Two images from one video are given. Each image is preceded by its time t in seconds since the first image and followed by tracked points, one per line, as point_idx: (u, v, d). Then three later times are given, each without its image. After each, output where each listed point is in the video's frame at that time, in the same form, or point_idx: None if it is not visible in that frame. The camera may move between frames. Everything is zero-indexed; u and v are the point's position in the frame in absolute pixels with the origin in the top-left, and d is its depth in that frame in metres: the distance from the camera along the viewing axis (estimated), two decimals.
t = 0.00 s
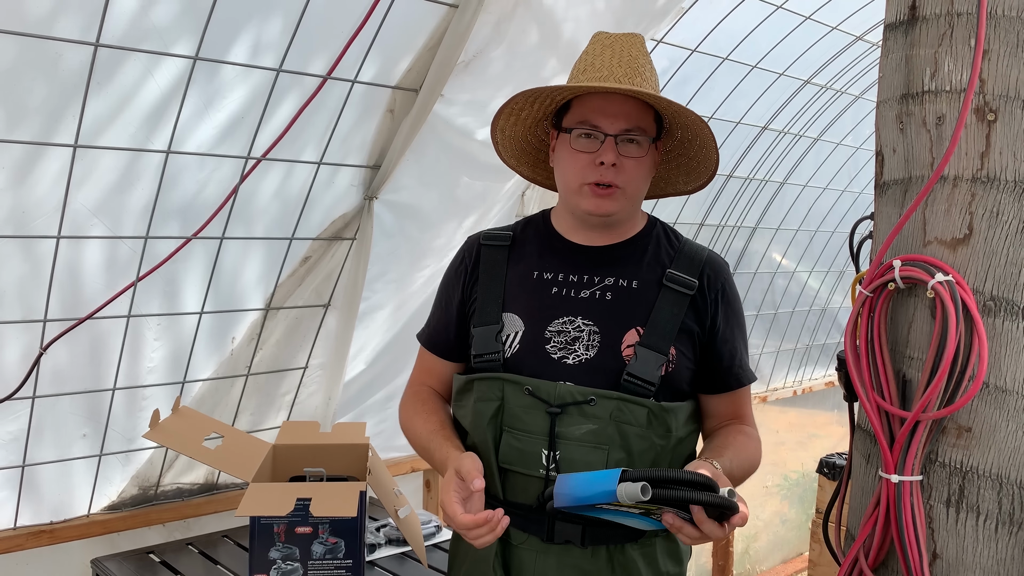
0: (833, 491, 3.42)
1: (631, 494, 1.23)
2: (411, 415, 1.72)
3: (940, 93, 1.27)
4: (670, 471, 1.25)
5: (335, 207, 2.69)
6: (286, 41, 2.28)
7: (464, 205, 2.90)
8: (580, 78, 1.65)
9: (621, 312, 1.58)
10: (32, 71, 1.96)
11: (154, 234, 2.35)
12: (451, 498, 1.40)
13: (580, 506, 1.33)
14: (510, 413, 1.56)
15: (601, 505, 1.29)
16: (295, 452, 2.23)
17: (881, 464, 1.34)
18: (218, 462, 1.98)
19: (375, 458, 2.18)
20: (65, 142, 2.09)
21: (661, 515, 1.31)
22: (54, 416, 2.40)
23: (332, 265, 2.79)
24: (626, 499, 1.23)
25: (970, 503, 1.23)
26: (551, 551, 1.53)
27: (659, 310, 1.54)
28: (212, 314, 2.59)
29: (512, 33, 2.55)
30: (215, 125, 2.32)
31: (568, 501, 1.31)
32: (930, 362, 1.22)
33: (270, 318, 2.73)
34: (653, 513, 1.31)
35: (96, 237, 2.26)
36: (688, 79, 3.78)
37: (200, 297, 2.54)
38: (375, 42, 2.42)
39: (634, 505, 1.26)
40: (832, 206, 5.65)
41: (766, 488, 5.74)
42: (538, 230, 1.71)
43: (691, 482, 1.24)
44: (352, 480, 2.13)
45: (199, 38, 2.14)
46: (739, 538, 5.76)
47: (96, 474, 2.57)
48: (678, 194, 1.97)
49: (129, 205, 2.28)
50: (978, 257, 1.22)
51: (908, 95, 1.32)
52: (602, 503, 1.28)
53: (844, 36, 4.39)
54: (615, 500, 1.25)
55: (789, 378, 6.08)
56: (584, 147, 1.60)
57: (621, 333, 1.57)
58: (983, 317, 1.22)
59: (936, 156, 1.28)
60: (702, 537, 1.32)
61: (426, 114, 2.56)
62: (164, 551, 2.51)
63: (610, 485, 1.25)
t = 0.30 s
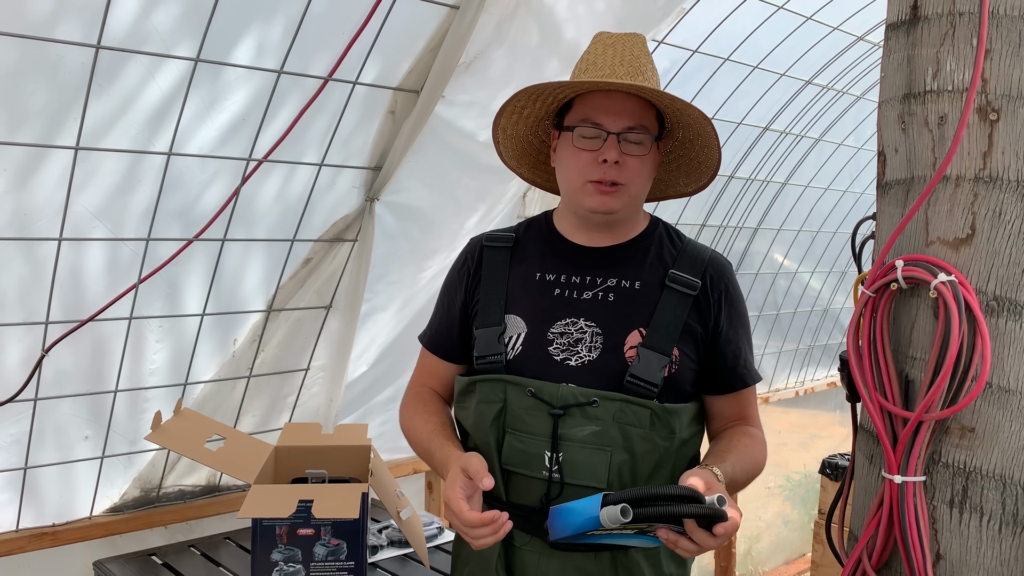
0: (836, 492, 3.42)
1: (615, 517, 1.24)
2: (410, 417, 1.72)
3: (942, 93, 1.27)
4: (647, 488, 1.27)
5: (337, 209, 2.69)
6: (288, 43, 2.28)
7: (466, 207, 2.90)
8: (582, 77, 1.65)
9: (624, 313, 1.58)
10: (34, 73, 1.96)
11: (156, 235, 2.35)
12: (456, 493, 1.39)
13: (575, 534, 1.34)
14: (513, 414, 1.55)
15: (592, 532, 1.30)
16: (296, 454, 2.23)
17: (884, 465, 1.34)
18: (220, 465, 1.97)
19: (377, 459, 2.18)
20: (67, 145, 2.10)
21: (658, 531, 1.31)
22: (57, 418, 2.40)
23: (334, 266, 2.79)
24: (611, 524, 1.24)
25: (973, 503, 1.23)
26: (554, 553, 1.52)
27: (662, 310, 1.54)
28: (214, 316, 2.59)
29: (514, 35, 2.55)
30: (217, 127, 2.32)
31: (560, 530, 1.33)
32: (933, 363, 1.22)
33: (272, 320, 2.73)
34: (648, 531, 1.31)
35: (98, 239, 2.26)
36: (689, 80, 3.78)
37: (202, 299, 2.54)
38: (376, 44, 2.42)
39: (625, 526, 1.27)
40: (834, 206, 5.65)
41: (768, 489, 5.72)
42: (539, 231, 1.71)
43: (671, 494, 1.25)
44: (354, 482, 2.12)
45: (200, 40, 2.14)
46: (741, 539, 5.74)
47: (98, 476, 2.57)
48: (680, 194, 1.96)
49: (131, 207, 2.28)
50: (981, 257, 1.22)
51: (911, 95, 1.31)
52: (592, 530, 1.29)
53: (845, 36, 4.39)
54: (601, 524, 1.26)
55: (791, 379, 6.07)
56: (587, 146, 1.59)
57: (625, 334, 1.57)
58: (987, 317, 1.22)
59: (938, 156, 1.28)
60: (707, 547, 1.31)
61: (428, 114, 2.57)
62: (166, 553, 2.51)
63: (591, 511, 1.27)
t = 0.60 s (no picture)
0: (839, 491, 3.42)
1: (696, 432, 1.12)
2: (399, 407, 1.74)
3: (947, 92, 1.27)
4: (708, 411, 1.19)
5: (340, 209, 2.69)
6: (292, 43, 2.28)
7: (469, 207, 2.90)
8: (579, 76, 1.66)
9: (627, 311, 1.58)
10: (38, 73, 1.97)
11: (160, 235, 2.36)
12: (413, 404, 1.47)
13: (634, 467, 1.22)
14: (518, 411, 1.56)
15: (654, 463, 1.21)
16: (300, 453, 2.23)
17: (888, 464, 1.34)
18: (224, 465, 1.97)
19: (380, 459, 2.18)
20: (71, 144, 2.10)
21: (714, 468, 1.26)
22: (60, 417, 2.40)
23: (337, 266, 2.79)
24: (689, 440, 1.12)
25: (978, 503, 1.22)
26: (558, 550, 1.52)
27: (665, 308, 1.54)
28: (217, 315, 2.60)
29: (517, 35, 2.55)
30: (220, 127, 2.32)
31: (624, 459, 1.20)
32: (937, 362, 1.21)
33: (275, 319, 2.74)
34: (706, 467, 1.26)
35: (102, 238, 2.26)
36: (692, 81, 3.78)
37: (206, 298, 2.55)
38: (380, 44, 2.42)
39: (689, 454, 1.20)
40: (837, 206, 5.64)
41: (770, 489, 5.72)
42: (543, 229, 1.71)
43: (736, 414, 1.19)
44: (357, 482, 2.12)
45: (203, 40, 2.14)
46: (743, 540, 5.73)
47: (101, 475, 2.57)
48: (686, 195, 1.95)
49: (135, 206, 2.29)
50: (986, 257, 1.22)
51: (915, 94, 1.31)
52: (655, 459, 1.20)
53: (849, 36, 4.39)
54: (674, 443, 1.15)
55: (794, 379, 6.07)
56: (581, 143, 1.59)
57: (628, 331, 1.57)
58: (991, 317, 1.21)
59: (943, 155, 1.27)
60: (759, 495, 1.31)
61: (430, 115, 2.57)
62: (169, 552, 2.51)
63: (664, 431, 1.15)
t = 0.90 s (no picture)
0: (842, 491, 3.42)
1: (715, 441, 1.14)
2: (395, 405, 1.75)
3: (951, 91, 1.26)
4: (725, 426, 1.21)
5: (343, 209, 2.70)
6: (296, 42, 2.29)
7: (473, 207, 2.90)
8: (581, 75, 1.65)
9: (630, 309, 1.58)
10: (43, 72, 1.97)
11: (164, 234, 2.36)
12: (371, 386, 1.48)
13: (648, 475, 1.23)
14: (520, 411, 1.56)
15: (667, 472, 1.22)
16: (303, 452, 2.23)
17: (892, 464, 1.34)
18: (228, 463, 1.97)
19: (385, 458, 2.18)
20: (76, 144, 2.11)
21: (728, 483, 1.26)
22: (65, 415, 2.41)
23: (341, 265, 2.80)
24: (706, 450, 1.13)
25: (982, 502, 1.22)
26: (559, 549, 1.53)
27: (668, 307, 1.54)
28: (221, 314, 2.60)
29: (521, 34, 2.56)
30: (225, 126, 2.33)
31: (641, 465, 1.21)
32: (941, 361, 1.21)
33: (279, 319, 2.74)
34: (720, 480, 1.25)
35: (106, 237, 2.27)
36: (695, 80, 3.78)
37: (209, 297, 2.55)
38: (383, 43, 2.43)
39: (704, 466, 1.20)
40: (841, 206, 5.64)
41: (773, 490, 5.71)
42: (545, 229, 1.71)
43: (752, 429, 1.21)
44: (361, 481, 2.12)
45: (208, 39, 2.15)
46: (746, 540, 5.72)
47: (105, 473, 2.58)
48: (689, 192, 1.95)
49: (139, 205, 2.29)
50: (989, 256, 1.22)
51: (919, 93, 1.31)
52: (668, 468, 1.21)
53: (852, 36, 4.38)
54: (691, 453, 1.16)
55: (797, 380, 6.06)
56: (585, 142, 1.59)
57: (631, 329, 1.57)
58: (995, 316, 1.21)
59: (947, 154, 1.27)
60: (768, 511, 1.27)
61: (434, 114, 2.57)
62: (173, 551, 2.52)
63: (683, 440, 1.16)
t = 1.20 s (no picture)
0: (842, 491, 3.42)
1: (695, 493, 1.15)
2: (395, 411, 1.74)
3: (951, 91, 1.27)
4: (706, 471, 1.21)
5: (344, 209, 2.70)
6: (297, 43, 2.30)
7: (474, 207, 2.90)
8: (584, 76, 1.65)
9: (631, 310, 1.58)
10: (45, 73, 1.98)
11: (166, 234, 2.37)
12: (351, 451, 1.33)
13: (633, 526, 1.23)
14: (522, 412, 1.56)
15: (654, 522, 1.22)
16: (305, 452, 2.24)
17: (892, 463, 1.34)
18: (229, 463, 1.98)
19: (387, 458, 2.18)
20: (77, 144, 2.11)
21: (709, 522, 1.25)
22: (67, 414, 2.42)
23: (342, 265, 2.80)
24: (690, 501, 1.15)
25: (982, 501, 1.22)
26: (561, 549, 1.53)
27: (669, 308, 1.54)
28: (223, 314, 2.61)
29: (522, 34, 2.56)
30: (227, 126, 2.33)
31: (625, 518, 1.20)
32: (941, 360, 1.22)
33: (280, 318, 2.74)
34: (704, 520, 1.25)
35: (108, 237, 2.27)
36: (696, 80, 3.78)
37: (211, 297, 2.56)
38: (384, 44, 2.43)
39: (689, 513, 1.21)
40: (842, 206, 5.64)
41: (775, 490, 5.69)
42: (546, 229, 1.71)
43: (732, 473, 1.21)
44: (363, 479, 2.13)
45: (210, 39, 2.16)
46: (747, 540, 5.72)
47: (107, 473, 2.59)
48: (689, 192, 1.96)
49: (141, 205, 2.30)
50: (990, 256, 1.22)
51: (919, 94, 1.31)
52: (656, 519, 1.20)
53: (853, 36, 4.39)
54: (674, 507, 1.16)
55: (798, 379, 6.06)
56: (587, 144, 1.60)
57: (632, 330, 1.57)
58: (995, 315, 1.21)
59: (947, 154, 1.27)
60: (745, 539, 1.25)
61: (436, 115, 2.58)
62: (175, 551, 2.52)
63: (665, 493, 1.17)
